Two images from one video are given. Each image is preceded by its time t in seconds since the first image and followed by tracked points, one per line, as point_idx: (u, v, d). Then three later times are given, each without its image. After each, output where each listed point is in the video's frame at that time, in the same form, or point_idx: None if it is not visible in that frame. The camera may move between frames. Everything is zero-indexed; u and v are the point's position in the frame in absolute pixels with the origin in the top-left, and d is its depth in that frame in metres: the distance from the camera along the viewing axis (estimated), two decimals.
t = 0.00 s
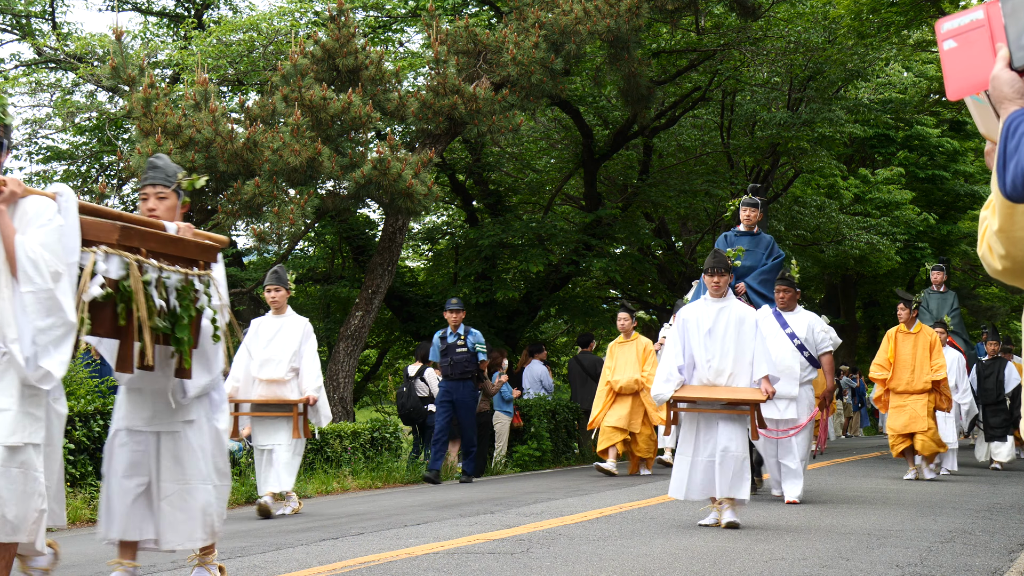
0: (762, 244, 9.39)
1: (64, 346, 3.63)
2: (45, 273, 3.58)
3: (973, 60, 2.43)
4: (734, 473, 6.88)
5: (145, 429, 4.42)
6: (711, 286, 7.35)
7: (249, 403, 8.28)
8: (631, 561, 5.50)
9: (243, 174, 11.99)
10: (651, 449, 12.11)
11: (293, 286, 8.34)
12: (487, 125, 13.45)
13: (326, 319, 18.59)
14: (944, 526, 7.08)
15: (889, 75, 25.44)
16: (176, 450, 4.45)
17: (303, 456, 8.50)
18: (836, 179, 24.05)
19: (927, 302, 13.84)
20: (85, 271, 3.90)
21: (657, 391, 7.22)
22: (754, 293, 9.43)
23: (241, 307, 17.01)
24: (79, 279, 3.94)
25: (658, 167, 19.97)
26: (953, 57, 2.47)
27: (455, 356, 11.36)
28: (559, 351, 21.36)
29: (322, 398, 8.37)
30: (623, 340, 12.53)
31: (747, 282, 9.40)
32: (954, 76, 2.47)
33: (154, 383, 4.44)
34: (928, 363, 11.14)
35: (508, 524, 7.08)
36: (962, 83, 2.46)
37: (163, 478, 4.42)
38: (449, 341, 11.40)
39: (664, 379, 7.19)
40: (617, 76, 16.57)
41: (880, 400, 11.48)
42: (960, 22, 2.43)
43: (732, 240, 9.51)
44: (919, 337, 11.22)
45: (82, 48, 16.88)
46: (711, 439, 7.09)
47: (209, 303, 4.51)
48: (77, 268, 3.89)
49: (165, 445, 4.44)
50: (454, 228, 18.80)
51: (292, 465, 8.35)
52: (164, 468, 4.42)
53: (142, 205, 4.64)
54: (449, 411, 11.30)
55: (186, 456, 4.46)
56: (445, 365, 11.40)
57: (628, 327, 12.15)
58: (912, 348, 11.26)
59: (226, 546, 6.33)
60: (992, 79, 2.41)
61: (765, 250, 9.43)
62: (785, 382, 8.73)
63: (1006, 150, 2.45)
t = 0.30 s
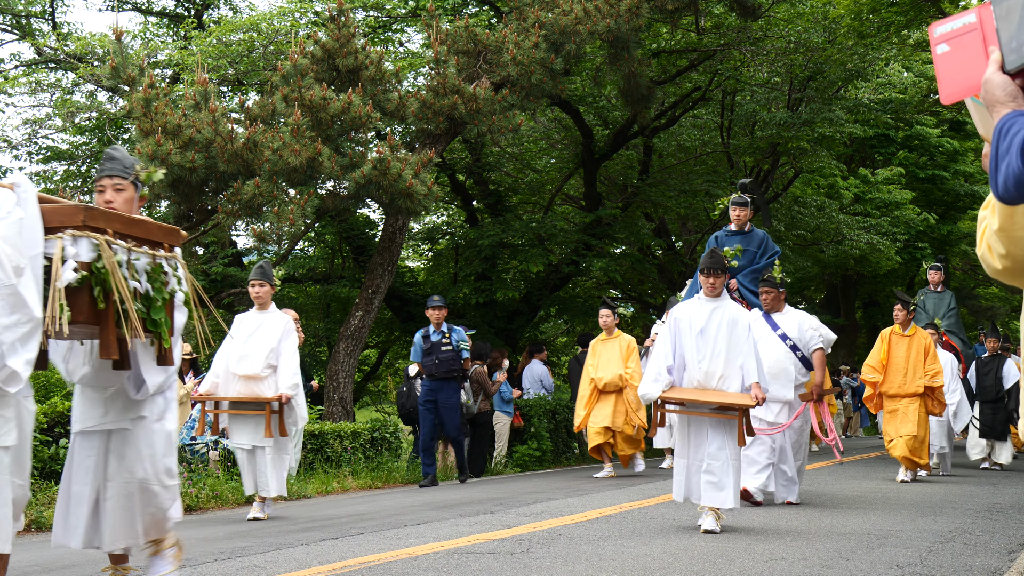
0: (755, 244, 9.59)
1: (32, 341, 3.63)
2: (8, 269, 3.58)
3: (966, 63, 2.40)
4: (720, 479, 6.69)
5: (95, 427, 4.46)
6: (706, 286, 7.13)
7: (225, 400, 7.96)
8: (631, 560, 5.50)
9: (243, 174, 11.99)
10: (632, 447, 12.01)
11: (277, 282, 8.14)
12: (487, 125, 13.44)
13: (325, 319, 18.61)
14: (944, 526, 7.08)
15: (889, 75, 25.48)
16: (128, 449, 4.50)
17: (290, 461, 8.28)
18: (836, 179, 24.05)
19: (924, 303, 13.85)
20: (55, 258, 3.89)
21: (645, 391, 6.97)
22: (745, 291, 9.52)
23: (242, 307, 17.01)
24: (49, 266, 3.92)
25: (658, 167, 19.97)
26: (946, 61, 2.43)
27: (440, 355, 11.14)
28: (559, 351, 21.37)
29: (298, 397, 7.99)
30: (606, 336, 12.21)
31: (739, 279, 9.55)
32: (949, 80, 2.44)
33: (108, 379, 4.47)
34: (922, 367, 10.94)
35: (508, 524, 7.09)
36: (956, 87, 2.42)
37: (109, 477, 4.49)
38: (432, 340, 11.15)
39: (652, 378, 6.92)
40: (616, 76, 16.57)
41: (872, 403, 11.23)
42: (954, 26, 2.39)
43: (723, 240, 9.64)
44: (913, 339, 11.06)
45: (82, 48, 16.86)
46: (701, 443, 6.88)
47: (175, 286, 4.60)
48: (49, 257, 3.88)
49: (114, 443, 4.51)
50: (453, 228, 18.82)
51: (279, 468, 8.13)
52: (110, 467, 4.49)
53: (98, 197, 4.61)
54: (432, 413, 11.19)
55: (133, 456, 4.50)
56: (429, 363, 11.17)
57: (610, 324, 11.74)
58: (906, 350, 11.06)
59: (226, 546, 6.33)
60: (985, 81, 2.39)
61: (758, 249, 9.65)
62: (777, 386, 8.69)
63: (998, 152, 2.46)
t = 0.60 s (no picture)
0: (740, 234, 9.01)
1: None
2: None
3: (967, 74, 2.42)
4: (720, 487, 6.53)
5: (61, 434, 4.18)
6: (694, 283, 6.83)
7: (204, 403, 7.78)
8: (631, 561, 5.50)
9: (243, 174, 11.99)
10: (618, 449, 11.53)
11: (255, 282, 7.93)
12: (487, 125, 13.45)
13: (326, 319, 18.61)
14: (943, 526, 7.08)
15: (889, 75, 25.53)
16: (96, 459, 4.22)
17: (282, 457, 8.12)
18: (836, 179, 24.05)
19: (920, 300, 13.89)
20: None
21: (640, 389, 6.76)
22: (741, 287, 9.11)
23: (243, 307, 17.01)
24: None
25: (658, 167, 19.95)
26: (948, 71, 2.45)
27: (427, 355, 11.06)
28: (559, 350, 21.38)
29: (279, 399, 7.76)
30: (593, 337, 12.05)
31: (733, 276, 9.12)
32: (950, 90, 2.45)
33: (75, 385, 4.15)
34: (915, 363, 10.76)
35: (508, 524, 7.09)
36: (958, 97, 2.44)
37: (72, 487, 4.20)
38: (421, 339, 11.09)
39: (648, 374, 6.74)
40: (616, 76, 16.57)
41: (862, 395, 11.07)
42: (956, 36, 2.41)
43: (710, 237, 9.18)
44: (907, 335, 10.88)
45: (81, 48, 16.85)
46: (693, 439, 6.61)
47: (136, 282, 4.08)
48: None
49: (78, 452, 4.21)
50: (453, 228, 18.83)
51: (267, 468, 7.98)
52: (74, 477, 4.20)
53: (65, 194, 4.51)
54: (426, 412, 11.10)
55: (97, 466, 4.22)
56: (416, 363, 11.10)
57: (598, 325, 11.67)
58: (899, 347, 10.90)
59: (225, 546, 6.33)
60: (985, 91, 2.41)
61: (744, 238, 9.06)
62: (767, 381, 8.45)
63: (997, 161, 2.47)
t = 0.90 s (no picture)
0: (728, 232, 8.88)
1: None
2: None
3: (964, 85, 2.43)
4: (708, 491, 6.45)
5: (25, 432, 4.05)
6: (676, 282, 6.76)
7: (174, 400, 7.51)
8: (631, 561, 5.50)
9: (243, 174, 11.99)
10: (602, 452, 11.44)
11: (226, 275, 7.80)
12: (487, 125, 13.45)
13: (326, 319, 18.64)
14: (944, 526, 7.08)
15: (888, 75, 25.58)
16: (66, 457, 4.11)
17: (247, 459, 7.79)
18: (836, 179, 24.05)
19: (914, 300, 13.79)
20: None
21: (624, 391, 6.51)
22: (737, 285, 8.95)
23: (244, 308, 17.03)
24: None
25: (658, 167, 19.93)
26: (946, 85, 2.45)
27: (414, 354, 10.75)
28: (559, 351, 21.37)
29: (251, 397, 7.56)
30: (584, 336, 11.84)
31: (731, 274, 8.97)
32: (949, 103, 2.45)
33: (38, 382, 4.06)
34: (906, 363, 10.50)
35: (508, 524, 7.09)
36: (956, 110, 2.44)
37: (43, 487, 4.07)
38: (409, 338, 10.80)
39: (633, 375, 6.50)
40: (616, 76, 16.57)
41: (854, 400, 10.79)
42: (951, 49, 2.42)
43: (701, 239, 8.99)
44: (896, 336, 10.62)
45: (81, 48, 16.84)
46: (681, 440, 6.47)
47: (95, 291, 3.99)
48: None
49: (47, 451, 4.10)
50: (454, 228, 18.85)
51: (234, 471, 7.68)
52: (44, 478, 4.08)
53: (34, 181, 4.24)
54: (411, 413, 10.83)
55: (69, 464, 4.11)
56: (404, 364, 10.82)
57: (589, 322, 11.52)
58: (888, 348, 10.63)
59: (226, 545, 6.34)
60: (982, 101, 2.42)
61: (735, 235, 8.94)
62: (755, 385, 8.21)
63: (996, 168, 2.46)
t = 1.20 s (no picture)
0: (724, 228, 8.61)
1: None
2: None
3: (960, 87, 2.43)
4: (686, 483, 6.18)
5: None
6: (665, 278, 6.64)
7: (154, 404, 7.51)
8: (631, 561, 5.50)
9: (243, 174, 11.99)
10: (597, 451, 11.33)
11: (205, 274, 7.76)
12: (487, 125, 13.45)
13: (326, 319, 18.63)
14: (944, 526, 7.08)
15: (889, 75, 25.58)
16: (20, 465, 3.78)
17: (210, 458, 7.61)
18: (836, 179, 24.03)
19: (910, 297, 13.93)
20: None
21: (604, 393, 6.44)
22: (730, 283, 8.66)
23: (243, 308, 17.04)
24: None
25: (658, 167, 19.89)
26: (943, 86, 2.44)
27: (406, 352, 10.53)
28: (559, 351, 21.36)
29: (230, 398, 7.56)
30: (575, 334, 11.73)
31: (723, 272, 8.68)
32: (946, 105, 2.44)
33: None
34: (898, 359, 10.20)
35: (508, 524, 7.09)
36: (953, 112, 2.44)
37: None
38: (400, 336, 10.61)
39: (613, 377, 6.41)
40: (617, 76, 16.57)
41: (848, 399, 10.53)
42: (946, 53, 2.42)
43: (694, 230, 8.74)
44: (888, 333, 10.32)
45: (81, 48, 16.83)
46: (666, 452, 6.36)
47: (54, 288, 3.92)
48: None
49: None
50: (454, 228, 18.86)
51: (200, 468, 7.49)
52: None
53: None
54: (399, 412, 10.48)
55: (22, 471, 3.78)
56: (395, 362, 10.57)
57: (579, 318, 11.49)
58: (880, 344, 10.34)
59: (226, 545, 6.34)
60: (980, 103, 2.42)
61: (730, 232, 8.66)
62: (753, 382, 7.92)
63: (996, 170, 2.45)
